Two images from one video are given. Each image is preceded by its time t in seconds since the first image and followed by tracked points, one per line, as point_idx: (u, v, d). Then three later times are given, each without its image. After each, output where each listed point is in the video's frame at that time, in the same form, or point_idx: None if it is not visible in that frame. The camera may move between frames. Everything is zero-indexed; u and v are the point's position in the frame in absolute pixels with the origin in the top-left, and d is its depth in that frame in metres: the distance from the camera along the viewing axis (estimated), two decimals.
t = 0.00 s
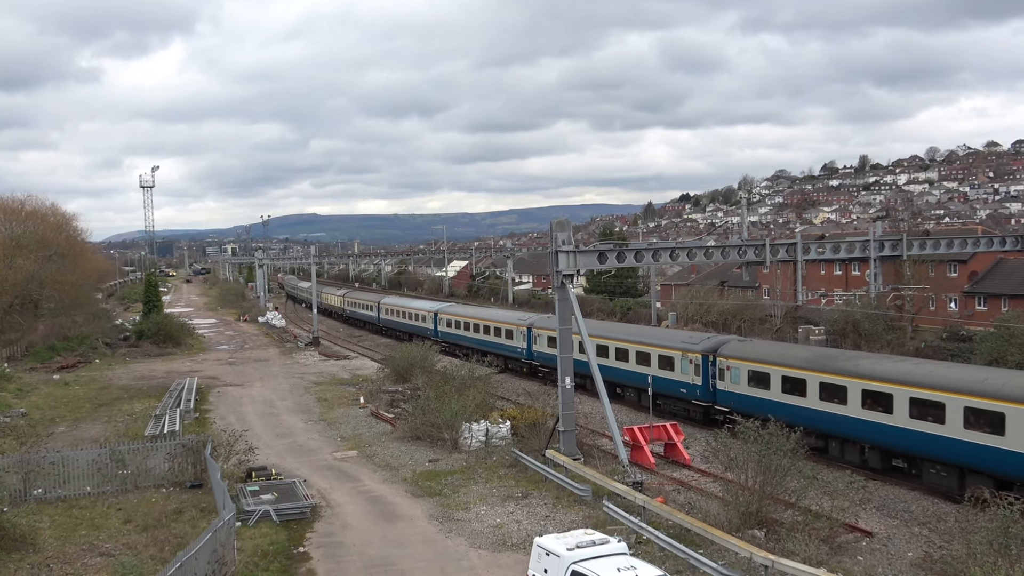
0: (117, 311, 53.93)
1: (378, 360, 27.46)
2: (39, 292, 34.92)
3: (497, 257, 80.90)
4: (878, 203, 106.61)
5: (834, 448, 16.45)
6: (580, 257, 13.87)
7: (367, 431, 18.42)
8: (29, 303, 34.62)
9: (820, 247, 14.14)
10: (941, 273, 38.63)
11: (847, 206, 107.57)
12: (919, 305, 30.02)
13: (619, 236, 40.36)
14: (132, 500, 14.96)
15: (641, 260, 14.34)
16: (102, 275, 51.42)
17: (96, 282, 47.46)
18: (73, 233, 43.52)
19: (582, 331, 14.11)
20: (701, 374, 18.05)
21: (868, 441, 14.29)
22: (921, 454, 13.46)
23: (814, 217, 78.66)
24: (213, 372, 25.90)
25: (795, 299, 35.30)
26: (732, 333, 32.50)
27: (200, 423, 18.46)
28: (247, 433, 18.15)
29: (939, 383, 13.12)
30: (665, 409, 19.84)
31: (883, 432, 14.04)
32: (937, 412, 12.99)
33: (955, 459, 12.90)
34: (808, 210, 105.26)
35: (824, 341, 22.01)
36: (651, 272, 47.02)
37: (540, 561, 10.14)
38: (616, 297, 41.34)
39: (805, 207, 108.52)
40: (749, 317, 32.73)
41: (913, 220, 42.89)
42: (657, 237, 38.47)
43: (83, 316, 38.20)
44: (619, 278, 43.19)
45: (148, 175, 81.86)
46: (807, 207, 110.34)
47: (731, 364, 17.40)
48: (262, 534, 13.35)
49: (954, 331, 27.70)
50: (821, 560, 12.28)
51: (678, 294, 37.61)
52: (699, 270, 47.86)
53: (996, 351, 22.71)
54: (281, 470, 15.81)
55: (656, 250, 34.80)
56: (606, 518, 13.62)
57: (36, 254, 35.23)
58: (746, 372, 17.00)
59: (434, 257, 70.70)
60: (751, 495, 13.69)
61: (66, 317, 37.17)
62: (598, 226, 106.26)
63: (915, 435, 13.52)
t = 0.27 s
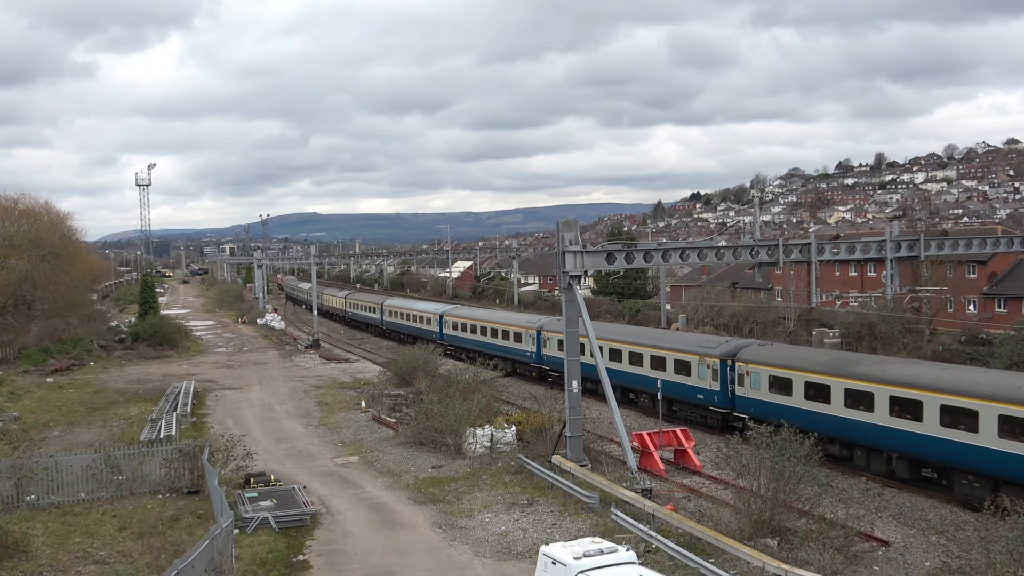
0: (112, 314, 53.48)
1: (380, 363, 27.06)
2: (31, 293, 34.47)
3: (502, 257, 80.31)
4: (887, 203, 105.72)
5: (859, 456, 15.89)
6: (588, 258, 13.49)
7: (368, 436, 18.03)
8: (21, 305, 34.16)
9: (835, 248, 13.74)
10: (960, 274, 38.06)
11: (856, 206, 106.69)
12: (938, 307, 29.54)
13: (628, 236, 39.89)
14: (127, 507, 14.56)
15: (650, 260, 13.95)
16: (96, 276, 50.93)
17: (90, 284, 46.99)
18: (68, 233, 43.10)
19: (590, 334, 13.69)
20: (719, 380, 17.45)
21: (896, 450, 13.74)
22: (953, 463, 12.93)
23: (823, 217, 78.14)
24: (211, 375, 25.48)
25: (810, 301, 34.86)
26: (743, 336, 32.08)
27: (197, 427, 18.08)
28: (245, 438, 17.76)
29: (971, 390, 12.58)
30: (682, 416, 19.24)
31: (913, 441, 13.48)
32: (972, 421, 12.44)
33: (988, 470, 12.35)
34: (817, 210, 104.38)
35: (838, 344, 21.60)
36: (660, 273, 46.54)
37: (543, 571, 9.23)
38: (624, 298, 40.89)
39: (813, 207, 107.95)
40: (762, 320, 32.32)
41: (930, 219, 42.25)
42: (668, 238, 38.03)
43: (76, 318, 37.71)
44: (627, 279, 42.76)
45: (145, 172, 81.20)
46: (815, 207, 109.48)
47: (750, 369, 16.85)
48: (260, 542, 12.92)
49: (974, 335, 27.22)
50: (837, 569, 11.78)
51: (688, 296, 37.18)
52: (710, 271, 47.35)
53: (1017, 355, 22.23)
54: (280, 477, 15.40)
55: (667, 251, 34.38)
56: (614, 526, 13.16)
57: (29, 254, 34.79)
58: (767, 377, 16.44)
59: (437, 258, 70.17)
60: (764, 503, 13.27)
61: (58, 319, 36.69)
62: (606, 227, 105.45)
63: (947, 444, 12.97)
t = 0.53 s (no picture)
0: (108, 316, 53.05)
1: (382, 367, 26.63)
2: (23, 294, 34.01)
3: (507, 258, 79.75)
4: (897, 203, 104.79)
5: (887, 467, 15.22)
6: (596, 259, 13.08)
7: (369, 441, 17.62)
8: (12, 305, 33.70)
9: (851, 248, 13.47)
10: (980, 276, 37.45)
11: (865, 207, 105.77)
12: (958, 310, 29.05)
13: (638, 236, 39.38)
14: (122, 513, 14.15)
15: (661, 261, 13.60)
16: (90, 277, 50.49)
17: (86, 284, 46.60)
18: (62, 233, 42.65)
19: (598, 337, 13.25)
20: (739, 386, 16.69)
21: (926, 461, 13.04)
22: (986, 475, 12.25)
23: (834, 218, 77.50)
24: (208, 379, 25.08)
25: (826, 304, 34.38)
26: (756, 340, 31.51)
27: (194, 432, 17.71)
28: (243, 443, 17.35)
29: (1006, 397, 11.89)
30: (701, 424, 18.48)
31: (945, 452, 12.76)
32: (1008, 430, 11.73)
33: None
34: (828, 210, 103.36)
35: (854, 347, 21.11)
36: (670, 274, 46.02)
37: None
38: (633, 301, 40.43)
39: (821, 208, 107.23)
40: (777, 322, 31.88)
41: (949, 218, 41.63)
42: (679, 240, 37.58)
43: (70, 319, 37.27)
44: (637, 281, 42.30)
45: (142, 170, 80.45)
46: (824, 207, 108.55)
47: (772, 375, 16.13)
48: (258, 550, 12.47)
49: (994, 340, 26.72)
50: None
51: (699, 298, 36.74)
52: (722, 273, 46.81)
53: None
54: (279, 483, 14.99)
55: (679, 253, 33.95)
56: (623, 535, 12.65)
57: (21, 254, 34.35)
58: (790, 383, 15.71)
59: (440, 259, 69.66)
60: (777, 511, 12.84)
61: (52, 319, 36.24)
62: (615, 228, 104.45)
63: (983, 455, 12.25)
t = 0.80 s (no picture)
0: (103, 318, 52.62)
1: (383, 370, 26.27)
2: (15, 295, 33.65)
3: (511, 258, 79.24)
4: (904, 202, 104.05)
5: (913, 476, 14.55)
6: (603, 258, 12.72)
7: (370, 446, 17.27)
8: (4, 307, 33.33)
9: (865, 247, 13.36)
10: (998, 276, 36.86)
11: (873, 206, 105.03)
12: (976, 312, 28.66)
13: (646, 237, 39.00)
14: (116, 520, 13.79)
15: (669, 261, 13.26)
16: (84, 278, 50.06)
17: (78, 286, 46.20)
18: (54, 234, 42.24)
19: (605, 340, 12.91)
20: (758, 391, 16.05)
21: (955, 470, 12.45)
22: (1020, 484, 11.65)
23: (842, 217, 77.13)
24: (204, 382, 24.70)
25: (839, 305, 33.99)
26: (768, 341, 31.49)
27: (190, 437, 17.38)
28: (241, 449, 16.99)
29: None
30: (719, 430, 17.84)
31: (976, 460, 12.18)
32: None
33: None
34: (836, 209, 102.66)
35: (868, 349, 20.70)
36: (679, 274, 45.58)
37: None
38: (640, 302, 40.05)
39: (828, 206, 106.78)
40: (790, 324, 31.54)
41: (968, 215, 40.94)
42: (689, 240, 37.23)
43: (62, 321, 36.88)
44: (645, 281, 41.99)
45: (137, 169, 79.73)
46: (831, 206, 107.89)
47: (792, 380, 15.51)
48: (256, 558, 12.05)
49: (1012, 342, 26.31)
50: None
51: (708, 299, 36.41)
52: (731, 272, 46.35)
53: None
54: (277, 490, 14.61)
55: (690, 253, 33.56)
56: (630, 543, 12.19)
57: (13, 254, 33.97)
58: (811, 388, 15.07)
59: (442, 259, 69.19)
60: (789, 518, 12.42)
61: (44, 322, 35.89)
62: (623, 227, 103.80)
63: (1017, 463, 11.65)
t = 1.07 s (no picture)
0: (97, 320, 52.22)
1: (384, 373, 25.92)
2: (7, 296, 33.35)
3: (514, 258, 78.80)
4: (910, 201, 103.37)
5: (940, 483, 13.99)
6: (609, 258, 12.38)
7: (371, 450, 16.93)
8: None
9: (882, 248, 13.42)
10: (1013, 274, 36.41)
11: (878, 204, 104.29)
12: (992, 312, 28.30)
13: (653, 236, 38.68)
14: (110, 527, 13.43)
15: (676, 260, 12.87)
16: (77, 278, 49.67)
17: (71, 287, 45.82)
18: (46, 233, 41.87)
19: (612, 340, 12.55)
20: (776, 395, 15.65)
21: (985, 477, 12.04)
22: None
23: (850, 216, 76.85)
24: (200, 385, 24.37)
25: (852, 305, 33.66)
26: (780, 342, 31.35)
27: (185, 442, 17.06)
28: (237, 453, 16.66)
29: None
30: (735, 435, 17.41)
31: (1006, 467, 11.77)
32: None
33: None
34: (842, 207, 101.88)
35: (882, 351, 20.36)
36: (686, 273, 45.21)
37: None
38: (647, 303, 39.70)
39: (834, 205, 106.48)
40: (801, 325, 31.32)
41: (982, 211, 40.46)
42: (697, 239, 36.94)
43: (55, 323, 36.55)
44: (652, 281, 41.70)
45: (132, 167, 79.14)
46: (836, 204, 107.15)
47: (812, 384, 15.08)
48: (254, 565, 11.66)
49: None
50: None
51: (716, 300, 36.11)
52: (741, 271, 46.03)
53: None
54: (275, 496, 14.25)
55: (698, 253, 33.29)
56: (637, 549, 11.77)
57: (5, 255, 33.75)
58: (832, 392, 14.66)
59: (444, 258, 68.75)
60: (801, 524, 11.97)
61: (37, 323, 35.56)
62: (627, 224, 103.00)
63: None
